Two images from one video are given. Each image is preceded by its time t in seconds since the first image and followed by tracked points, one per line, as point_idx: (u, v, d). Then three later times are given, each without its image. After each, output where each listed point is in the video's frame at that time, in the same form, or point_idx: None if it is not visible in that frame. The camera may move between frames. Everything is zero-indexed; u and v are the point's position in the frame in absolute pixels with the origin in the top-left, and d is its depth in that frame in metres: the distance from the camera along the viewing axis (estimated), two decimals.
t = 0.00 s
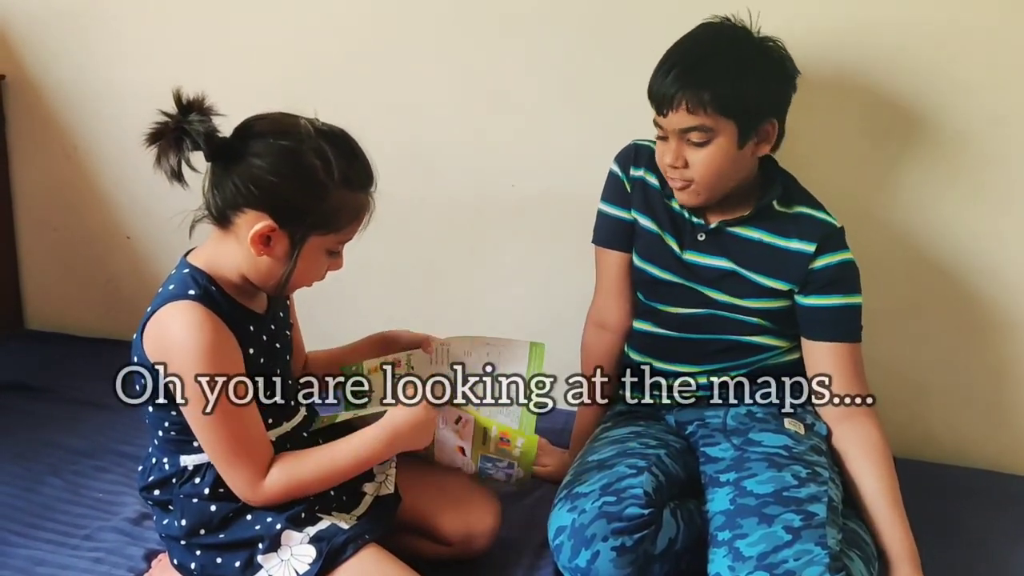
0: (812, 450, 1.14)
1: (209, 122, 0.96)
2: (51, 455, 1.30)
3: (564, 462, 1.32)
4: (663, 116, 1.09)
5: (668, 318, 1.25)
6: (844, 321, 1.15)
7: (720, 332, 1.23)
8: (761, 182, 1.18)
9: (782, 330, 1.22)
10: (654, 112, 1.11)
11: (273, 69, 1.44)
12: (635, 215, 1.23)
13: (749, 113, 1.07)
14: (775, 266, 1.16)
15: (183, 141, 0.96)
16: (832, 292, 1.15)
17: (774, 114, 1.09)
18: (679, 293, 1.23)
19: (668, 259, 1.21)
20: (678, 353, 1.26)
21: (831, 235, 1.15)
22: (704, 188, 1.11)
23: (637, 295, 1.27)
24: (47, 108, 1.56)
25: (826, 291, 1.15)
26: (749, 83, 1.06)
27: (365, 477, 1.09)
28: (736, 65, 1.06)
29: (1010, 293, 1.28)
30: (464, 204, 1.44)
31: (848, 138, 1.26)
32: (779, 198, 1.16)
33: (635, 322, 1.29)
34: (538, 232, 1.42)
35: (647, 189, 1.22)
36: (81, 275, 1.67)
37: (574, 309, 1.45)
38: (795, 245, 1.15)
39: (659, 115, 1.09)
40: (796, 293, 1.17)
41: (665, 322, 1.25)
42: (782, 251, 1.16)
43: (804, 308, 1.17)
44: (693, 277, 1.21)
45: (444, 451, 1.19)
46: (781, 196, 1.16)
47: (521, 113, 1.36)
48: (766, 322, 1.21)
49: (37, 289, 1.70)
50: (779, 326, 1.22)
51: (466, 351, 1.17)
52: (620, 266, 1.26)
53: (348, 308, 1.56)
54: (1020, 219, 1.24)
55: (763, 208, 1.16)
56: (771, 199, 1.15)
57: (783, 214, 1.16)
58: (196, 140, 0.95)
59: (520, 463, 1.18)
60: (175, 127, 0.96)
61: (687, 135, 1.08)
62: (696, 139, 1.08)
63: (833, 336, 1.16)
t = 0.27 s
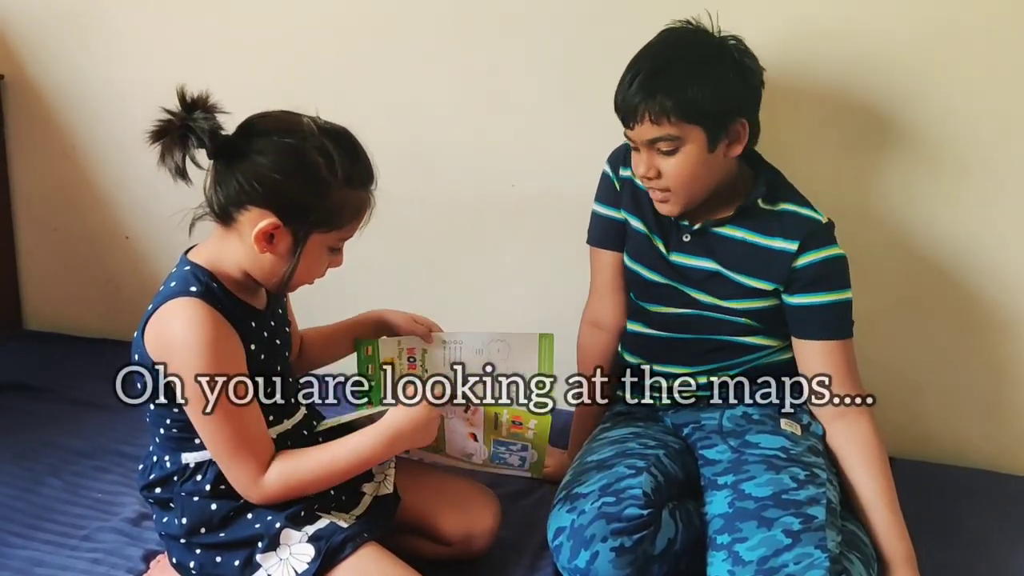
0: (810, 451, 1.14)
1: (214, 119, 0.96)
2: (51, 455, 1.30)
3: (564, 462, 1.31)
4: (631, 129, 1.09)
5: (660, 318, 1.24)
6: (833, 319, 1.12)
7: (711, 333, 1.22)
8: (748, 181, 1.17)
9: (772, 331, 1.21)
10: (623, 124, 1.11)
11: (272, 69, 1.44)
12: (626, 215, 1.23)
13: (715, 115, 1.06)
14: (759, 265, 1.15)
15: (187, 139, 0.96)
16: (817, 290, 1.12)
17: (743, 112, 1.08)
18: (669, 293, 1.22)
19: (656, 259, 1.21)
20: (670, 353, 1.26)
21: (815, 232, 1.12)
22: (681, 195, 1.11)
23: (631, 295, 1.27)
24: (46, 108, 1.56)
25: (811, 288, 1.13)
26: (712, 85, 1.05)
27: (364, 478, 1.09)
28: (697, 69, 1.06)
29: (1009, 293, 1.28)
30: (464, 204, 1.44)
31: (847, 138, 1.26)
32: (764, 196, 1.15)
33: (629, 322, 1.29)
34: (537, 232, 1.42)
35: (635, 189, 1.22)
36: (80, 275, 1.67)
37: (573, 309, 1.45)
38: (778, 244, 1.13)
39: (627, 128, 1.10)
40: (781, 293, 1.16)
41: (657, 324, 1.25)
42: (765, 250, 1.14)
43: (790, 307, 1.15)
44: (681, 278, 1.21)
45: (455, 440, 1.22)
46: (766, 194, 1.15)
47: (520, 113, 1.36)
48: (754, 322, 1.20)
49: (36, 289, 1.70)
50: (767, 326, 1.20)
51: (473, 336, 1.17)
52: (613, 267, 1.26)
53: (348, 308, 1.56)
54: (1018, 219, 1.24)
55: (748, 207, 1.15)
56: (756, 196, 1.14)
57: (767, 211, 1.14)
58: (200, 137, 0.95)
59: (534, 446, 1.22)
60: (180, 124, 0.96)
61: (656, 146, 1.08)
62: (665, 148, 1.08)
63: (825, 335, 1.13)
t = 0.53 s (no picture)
0: (808, 449, 1.14)
1: (211, 112, 0.97)
2: (50, 456, 1.30)
3: (564, 463, 1.31)
4: (605, 150, 1.10)
5: (656, 318, 1.25)
6: (826, 317, 1.12)
7: (706, 333, 1.23)
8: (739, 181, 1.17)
9: (768, 331, 1.21)
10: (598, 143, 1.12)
11: (272, 70, 1.44)
12: (619, 217, 1.23)
13: (685, 131, 1.06)
14: (749, 267, 1.15)
15: (186, 133, 0.96)
16: (808, 289, 1.12)
17: (714, 123, 1.07)
18: (664, 295, 1.23)
19: (649, 262, 1.22)
20: (666, 354, 1.26)
21: (805, 231, 1.12)
22: (662, 209, 1.12)
23: (627, 296, 1.28)
24: (45, 109, 1.56)
25: (803, 287, 1.12)
26: (678, 103, 1.05)
27: (366, 475, 1.09)
28: (663, 88, 1.05)
29: (1008, 293, 1.28)
30: (463, 204, 1.44)
31: (844, 137, 1.26)
32: (754, 198, 1.14)
33: (628, 323, 1.29)
34: (537, 232, 1.42)
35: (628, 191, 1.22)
36: (80, 274, 1.67)
37: (573, 310, 1.45)
38: (767, 245, 1.13)
39: (602, 148, 1.10)
40: (773, 293, 1.15)
41: (655, 323, 1.25)
42: (754, 252, 1.14)
43: (782, 308, 1.15)
44: (674, 280, 1.21)
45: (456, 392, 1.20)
46: (755, 196, 1.14)
47: (520, 113, 1.36)
48: (749, 323, 1.20)
49: (36, 290, 1.70)
50: (762, 326, 1.20)
51: (448, 313, 1.26)
52: (609, 268, 1.27)
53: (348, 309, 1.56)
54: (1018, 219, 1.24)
55: (737, 208, 1.14)
56: (744, 198, 1.14)
57: (757, 212, 1.14)
58: (200, 129, 0.95)
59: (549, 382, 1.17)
60: (178, 118, 0.96)
61: (631, 165, 1.09)
62: (639, 166, 1.08)
63: (820, 333, 1.13)
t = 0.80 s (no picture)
0: (809, 448, 1.16)
1: (196, 112, 0.96)
2: (50, 455, 1.30)
3: (564, 463, 1.31)
4: (612, 139, 1.09)
5: (660, 318, 1.25)
6: (831, 316, 1.12)
7: (710, 333, 1.23)
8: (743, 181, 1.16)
9: (773, 331, 1.21)
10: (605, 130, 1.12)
11: (274, 69, 1.44)
12: (623, 216, 1.23)
13: (696, 134, 1.06)
14: (754, 267, 1.15)
15: (172, 134, 0.95)
16: (814, 288, 1.12)
17: (725, 130, 1.07)
18: (668, 296, 1.23)
19: (652, 261, 1.22)
20: (670, 353, 1.26)
21: (811, 230, 1.12)
22: (661, 207, 1.12)
23: (629, 297, 1.27)
24: (46, 107, 1.56)
25: (808, 287, 1.12)
26: (693, 105, 1.05)
27: (367, 475, 1.09)
28: (680, 87, 1.05)
29: (1009, 293, 1.28)
30: (465, 204, 1.44)
31: (842, 139, 1.27)
32: (758, 199, 1.14)
33: (631, 322, 1.29)
34: (539, 232, 1.42)
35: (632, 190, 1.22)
36: (80, 274, 1.67)
37: (574, 309, 1.45)
38: (772, 245, 1.13)
39: (609, 137, 1.10)
40: (777, 292, 1.15)
41: (658, 323, 1.25)
42: (759, 252, 1.14)
43: (787, 307, 1.15)
44: (678, 280, 1.21)
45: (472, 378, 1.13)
46: (759, 196, 1.14)
47: (521, 113, 1.36)
48: (753, 324, 1.20)
49: (36, 288, 1.70)
50: (766, 326, 1.20)
51: (444, 279, 1.15)
52: (611, 265, 1.26)
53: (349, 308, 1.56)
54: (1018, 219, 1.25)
55: (743, 209, 1.14)
56: (750, 199, 1.13)
57: (762, 212, 1.14)
58: (185, 130, 0.95)
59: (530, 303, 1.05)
60: (163, 120, 0.96)
61: (636, 158, 1.08)
62: (645, 162, 1.08)
63: (823, 333, 1.13)
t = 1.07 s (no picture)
0: (812, 448, 1.16)
1: (180, 115, 0.96)
2: (55, 452, 1.30)
3: (567, 462, 1.32)
4: (632, 136, 1.09)
5: (666, 317, 1.25)
6: (838, 318, 1.12)
7: (716, 333, 1.23)
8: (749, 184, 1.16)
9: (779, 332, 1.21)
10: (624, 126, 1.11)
11: (279, 68, 1.44)
12: (630, 216, 1.23)
13: (717, 137, 1.06)
14: (762, 268, 1.15)
15: (156, 138, 0.96)
16: (821, 291, 1.12)
17: (744, 135, 1.08)
18: (676, 295, 1.23)
19: (658, 259, 1.22)
20: (676, 352, 1.27)
21: (821, 233, 1.12)
22: (673, 206, 1.12)
23: (636, 297, 1.28)
24: (52, 106, 1.56)
25: (815, 289, 1.12)
26: (716, 108, 1.05)
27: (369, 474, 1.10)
28: (704, 89, 1.05)
29: (1013, 293, 1.28)
30: (468, 203, 1.44)
31: (839, 142, 1.27)
32: (768, 202, 1.14)
33: (638, 322, 1.29)
34: (542, 231, 1.42)
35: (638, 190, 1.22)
36: (85, 272, 1.67)
37: (577, 309, 1.45)
38: (783, 246, 1.13)
39: (628, 134, 1.09)
40: (785, 294, 1.16)
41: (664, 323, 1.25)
42: (768, 254, 1.14)
43: (795, 309, 1.15)
44: (685, 280, 1.21)
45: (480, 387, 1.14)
46: (769, 199, 1.14)
47: (525, 112, 1.36)
48: (760, 325, 1.20)
49: (41, 287, 1.71)
50: (773, 328, 1.21)
51: (449, 282, 1.15)
52: (617, 266, 1.26)
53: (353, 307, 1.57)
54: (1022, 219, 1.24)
55: (753, 211, 1.14)
56: (759, 202, 1.14)
57: (771, 215, 1.14)
58: (169, 134, 0.95)
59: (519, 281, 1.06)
60: (147, 124, 0.96)
61: (655, 156, 1.08)
62: (664, 160, 1.08)
63: (829, 335, 1.13)
